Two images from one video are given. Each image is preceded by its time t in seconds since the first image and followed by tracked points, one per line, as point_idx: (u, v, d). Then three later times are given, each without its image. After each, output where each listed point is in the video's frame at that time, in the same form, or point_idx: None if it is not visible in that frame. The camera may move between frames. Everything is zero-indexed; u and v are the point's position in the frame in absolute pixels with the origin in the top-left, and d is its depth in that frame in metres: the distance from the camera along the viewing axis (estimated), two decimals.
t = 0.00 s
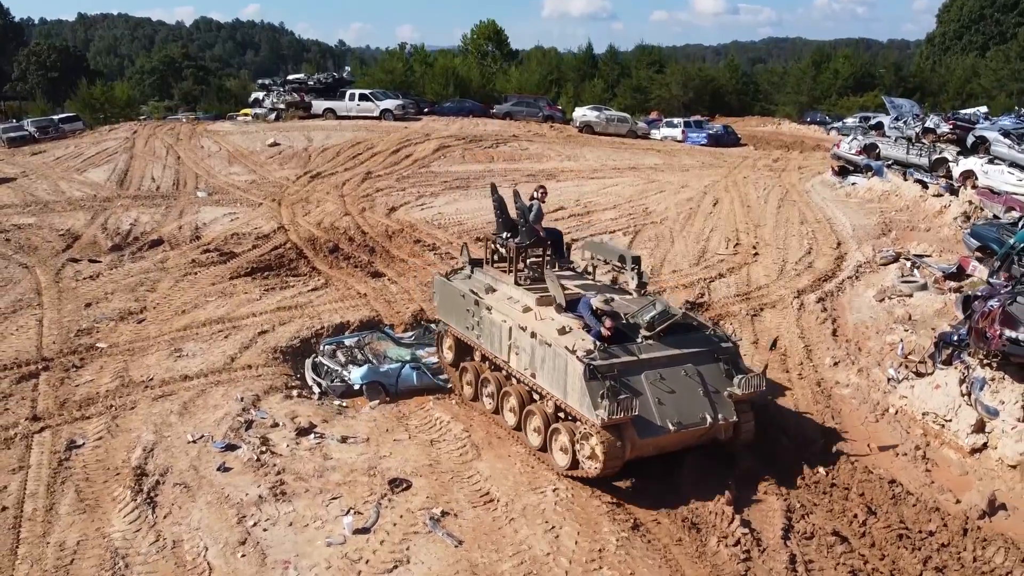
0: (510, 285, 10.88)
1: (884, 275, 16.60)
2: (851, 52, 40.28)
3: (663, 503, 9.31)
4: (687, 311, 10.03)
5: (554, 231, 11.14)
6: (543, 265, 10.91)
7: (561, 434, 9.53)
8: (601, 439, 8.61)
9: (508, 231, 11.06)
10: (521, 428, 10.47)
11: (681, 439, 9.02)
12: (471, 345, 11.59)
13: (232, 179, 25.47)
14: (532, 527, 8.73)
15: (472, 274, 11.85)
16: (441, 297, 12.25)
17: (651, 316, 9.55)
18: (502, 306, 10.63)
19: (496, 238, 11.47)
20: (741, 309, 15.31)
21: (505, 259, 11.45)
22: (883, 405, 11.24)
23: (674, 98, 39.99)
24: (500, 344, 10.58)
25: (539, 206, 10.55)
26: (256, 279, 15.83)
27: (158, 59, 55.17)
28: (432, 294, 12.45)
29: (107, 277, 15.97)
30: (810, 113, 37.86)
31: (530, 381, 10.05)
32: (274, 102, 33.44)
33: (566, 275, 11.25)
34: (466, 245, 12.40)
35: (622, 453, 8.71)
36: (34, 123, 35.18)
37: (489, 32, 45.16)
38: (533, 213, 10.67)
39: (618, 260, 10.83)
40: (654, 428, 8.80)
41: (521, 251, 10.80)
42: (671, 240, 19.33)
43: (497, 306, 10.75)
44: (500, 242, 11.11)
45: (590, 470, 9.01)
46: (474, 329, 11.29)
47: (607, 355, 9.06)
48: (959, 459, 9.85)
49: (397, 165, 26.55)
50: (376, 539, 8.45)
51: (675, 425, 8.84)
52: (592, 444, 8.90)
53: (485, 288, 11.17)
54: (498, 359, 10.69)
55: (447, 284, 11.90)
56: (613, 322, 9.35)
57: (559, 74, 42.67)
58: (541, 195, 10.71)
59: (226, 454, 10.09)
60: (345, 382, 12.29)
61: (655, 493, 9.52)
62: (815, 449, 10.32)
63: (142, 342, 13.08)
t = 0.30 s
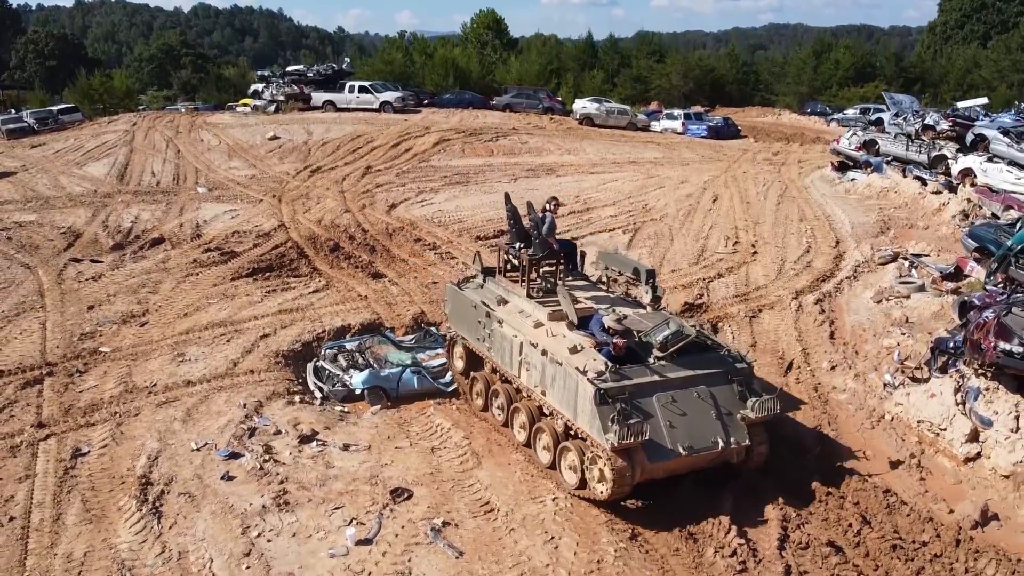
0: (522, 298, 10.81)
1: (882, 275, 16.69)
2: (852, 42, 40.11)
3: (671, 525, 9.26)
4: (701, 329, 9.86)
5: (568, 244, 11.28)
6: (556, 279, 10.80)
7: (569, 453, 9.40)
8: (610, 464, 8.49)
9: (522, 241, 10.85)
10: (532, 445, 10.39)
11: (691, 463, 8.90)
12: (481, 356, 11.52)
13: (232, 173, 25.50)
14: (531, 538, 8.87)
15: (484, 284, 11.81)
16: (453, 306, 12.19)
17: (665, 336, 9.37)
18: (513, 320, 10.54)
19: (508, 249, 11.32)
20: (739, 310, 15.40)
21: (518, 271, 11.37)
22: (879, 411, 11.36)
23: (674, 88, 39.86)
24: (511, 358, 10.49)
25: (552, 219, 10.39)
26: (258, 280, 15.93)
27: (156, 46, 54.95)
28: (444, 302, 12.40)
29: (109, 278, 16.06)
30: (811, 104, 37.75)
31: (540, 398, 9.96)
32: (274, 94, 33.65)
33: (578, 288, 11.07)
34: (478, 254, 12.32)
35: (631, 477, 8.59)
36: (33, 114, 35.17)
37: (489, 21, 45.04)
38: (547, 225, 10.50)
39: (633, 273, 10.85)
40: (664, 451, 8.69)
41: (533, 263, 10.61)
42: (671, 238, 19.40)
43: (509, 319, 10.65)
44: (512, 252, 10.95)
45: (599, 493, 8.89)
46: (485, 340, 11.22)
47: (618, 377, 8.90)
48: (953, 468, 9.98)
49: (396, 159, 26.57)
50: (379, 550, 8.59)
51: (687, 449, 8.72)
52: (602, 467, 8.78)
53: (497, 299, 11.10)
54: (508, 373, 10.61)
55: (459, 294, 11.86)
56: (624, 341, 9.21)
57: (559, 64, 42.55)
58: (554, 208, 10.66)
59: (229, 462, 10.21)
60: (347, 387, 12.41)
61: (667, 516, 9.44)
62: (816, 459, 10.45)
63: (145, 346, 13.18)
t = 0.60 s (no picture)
0: (534, 312, 10.70)
1: (879, 276, 16.78)
2: (852, 32, 40.01)
3: (683, 547, 9.18)
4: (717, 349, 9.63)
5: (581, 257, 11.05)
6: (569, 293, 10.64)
7: (580, 474, 9.31)
8: (621, 490, 8.36)
9: (535, 253, 10.77)
10: (542, 464, 10.34)
11: (703, 488, 8.77)
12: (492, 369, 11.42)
13: (232, 168, 25.53)
14: (530, 549, 9.03)
15: (497, 296, 11.71)
16: (466, 316, 12.09)
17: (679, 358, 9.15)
18: (526, 336, 10.41)
19: (521, 260, 11.12)
20: (737, 312, 15.52)
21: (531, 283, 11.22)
22: (874, 419, 11.50)
23: (674, 78, 39.78)
24: (523, 375, 10.40)
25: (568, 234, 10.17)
26: (259, 282, 16.02)
27: (153, 33, 54.68)
28: (456, 313, 12.32)
29: (111, 279, 16.15)
30: (811, 94, 37.69)
31: (551, 418, 9.82)
32: (272, 87, 33.54)
33: (590, 301, 10.94)
34: (490, 264, 12.20)
35: (642, 503, 8.48)
36: (32, 106, 35.14)
37: (488, 10, 44.92)
38: (563, 240, 10.26)
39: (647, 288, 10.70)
40: (676, 477, 8.54)
41: (547, 277, 10.42)
42: (670, 237, 19.48)
43: (522, 335, 10.52)
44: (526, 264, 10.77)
45: (610, 517, 8.78)
46: (497, 355, 11.12)
47: (631, 401, 8.73)
48: (946, 477, 10.14)
49: (395, 153, 26.59)
50: (380, 562, 8.75)
51: (699, 475, 8.57)
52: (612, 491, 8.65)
53: (509, 312, 11.00)
54: (519, 389, 10.49)
55: (472, 305, 11.80)
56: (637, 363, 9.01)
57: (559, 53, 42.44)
58: (569, 221, 10.41)
59: (233, 472, 10.36)
60: (348, 392, 12.52)
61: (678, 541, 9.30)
62: (820, 471, 10.52)
63: (147, 351, 13.30)
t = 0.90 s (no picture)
0: (546, 331, 10.73)
1: (876, 277, 16.88)
2: (852, 23, 39.91)
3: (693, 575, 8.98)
4: (731, 374, 9.54)
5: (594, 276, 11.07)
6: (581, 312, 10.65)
7: (590, 500, 9.13)
8: (633, 519, 8.22)
9: (547, 270, 10.87)
10: (553, 486, 10.16)
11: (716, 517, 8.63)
12: (503, 388, 11.42)
13: (231, 164, 25.55)
14: (528, 562, 9.18)
15: (509, 314, 11.72)
16: (477, 333, 12.12)
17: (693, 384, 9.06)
18: (538, 358, 10.39)
19: (534, 278, 11.20)
20: (734, 315, 15.63)
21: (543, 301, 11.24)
22: (868, 427, 11.66)
23: (673, 68, 39.67)
24: (534, 396, 10.38)
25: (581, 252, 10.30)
26: (259, 285, 16.12)
27: (150, 20, 54.42)
28: (467, 329, 12.35)
29: (113, 283, 16.24)
30: (811, 85, 37.62)
31: (563, 442, 9.76)
32: (271, 79, 33.39)
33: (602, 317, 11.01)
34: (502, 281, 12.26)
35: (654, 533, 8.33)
36: (30, 98, 35.05)
37: None
38: (575, 258, 10.40)
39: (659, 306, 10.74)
40: (689, 507, 8.40)
41: (559, 295, 10.51)
42: (668, 236, 19.55)
43: (534, 356, 10.50)
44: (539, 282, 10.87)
45: (621, 546, 8.60)
46: (508, 374, 11.11)
47: (644, 429, 8.64)
48: (938, 487, 10.33)
49: (394, 148, 26.59)
50: None
51: (712, 505, 8.45)
52: (624, 520, 8.48)
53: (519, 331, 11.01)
54: (531, 411, 10.46)
55: (483, 323, 11.83)
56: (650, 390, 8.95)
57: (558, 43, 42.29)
58: (582, 240, 10.50)
59: (236, 483, 10.52)
60: (348, 399, 12.64)
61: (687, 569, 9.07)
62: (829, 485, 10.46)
63: (150, 358, 13.42)
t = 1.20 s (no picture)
0: (554, 352, 10.59)
1: (868, 277, 17.02)
2: (849, 10, 39.79)
3: None
4: (741, 399, 9.46)
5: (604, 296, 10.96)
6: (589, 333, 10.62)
7: (598, 528, 9.26)
8: (642, 552, 8.28)
9: (555, 289, 10.88)
10: (559, 508, 10.25)
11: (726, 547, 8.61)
12: (510, 406, 11.32)
13: (226, 158, 25.52)
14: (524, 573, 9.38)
15: (515, 330, 11.58)
16: (483, 349, 11.99)
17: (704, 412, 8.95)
18: (546, 381, 10.26)
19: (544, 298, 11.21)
20: (728, 317, 15.77)
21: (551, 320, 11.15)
22: (858, 433, 11.84)
23: (669, 56, 39.53)
24: (541, 420, 10.27)
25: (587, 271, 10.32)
26: (256, 287, 16.22)
27: (143, 5, 53.93)
28: (473, 344, 12.23)
29: (110, 285, 16.31)
30: (806, 73, 37.55)
31: (571, 468, 9.68)
32: (266, 69, 32.94)
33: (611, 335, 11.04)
34: (508, 297, 12.13)
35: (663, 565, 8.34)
36: (23, 88, 34.86)
37: None
38: (583, 278, 10.40)
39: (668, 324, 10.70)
40: (699, 538, 8.36)
41: (565, 314, 10.50)
42: (663, 233, 19.62)
43: (541, 379, 10.37)
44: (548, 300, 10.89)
45: None
46: (515, 394, 11.00)
47: (653, 460, 8.55)
48: (925, 495, 10.52)
49: (390, 142, 26.57)
50: None
51: (722, 536, 8.41)
52: (633, 551, 8.61)
53: (526, 351, 10.87)
54: (539, 433, 10.37)
55: (489, 339, 11.69)
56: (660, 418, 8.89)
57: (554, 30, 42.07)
58: (591, 259, 10.56)
59: (236, 493, 10.67)
60: (346, 405, 12.76)
61: None
62: (822, 494, 10.58)
63: (148, 365, 13.53)
